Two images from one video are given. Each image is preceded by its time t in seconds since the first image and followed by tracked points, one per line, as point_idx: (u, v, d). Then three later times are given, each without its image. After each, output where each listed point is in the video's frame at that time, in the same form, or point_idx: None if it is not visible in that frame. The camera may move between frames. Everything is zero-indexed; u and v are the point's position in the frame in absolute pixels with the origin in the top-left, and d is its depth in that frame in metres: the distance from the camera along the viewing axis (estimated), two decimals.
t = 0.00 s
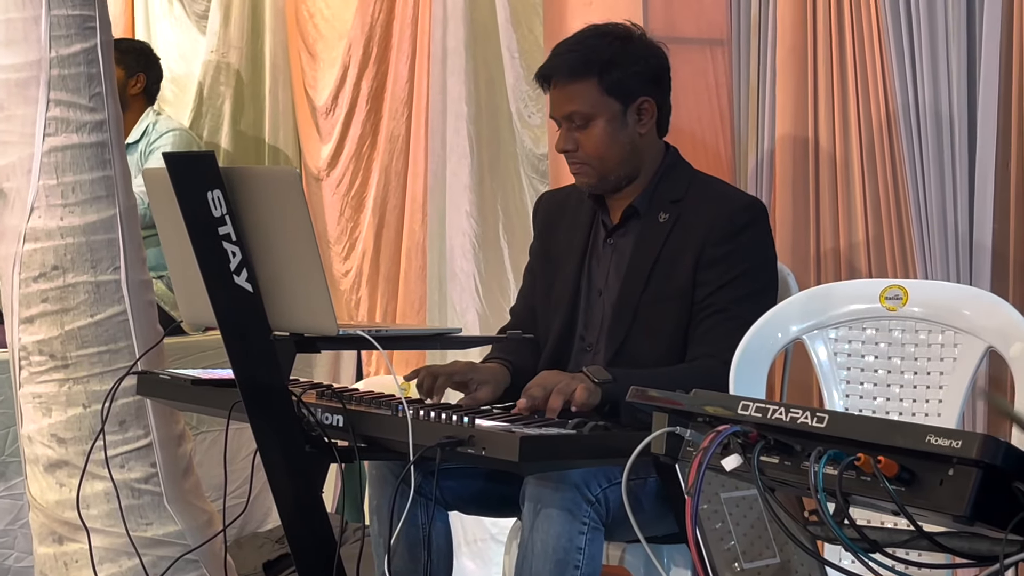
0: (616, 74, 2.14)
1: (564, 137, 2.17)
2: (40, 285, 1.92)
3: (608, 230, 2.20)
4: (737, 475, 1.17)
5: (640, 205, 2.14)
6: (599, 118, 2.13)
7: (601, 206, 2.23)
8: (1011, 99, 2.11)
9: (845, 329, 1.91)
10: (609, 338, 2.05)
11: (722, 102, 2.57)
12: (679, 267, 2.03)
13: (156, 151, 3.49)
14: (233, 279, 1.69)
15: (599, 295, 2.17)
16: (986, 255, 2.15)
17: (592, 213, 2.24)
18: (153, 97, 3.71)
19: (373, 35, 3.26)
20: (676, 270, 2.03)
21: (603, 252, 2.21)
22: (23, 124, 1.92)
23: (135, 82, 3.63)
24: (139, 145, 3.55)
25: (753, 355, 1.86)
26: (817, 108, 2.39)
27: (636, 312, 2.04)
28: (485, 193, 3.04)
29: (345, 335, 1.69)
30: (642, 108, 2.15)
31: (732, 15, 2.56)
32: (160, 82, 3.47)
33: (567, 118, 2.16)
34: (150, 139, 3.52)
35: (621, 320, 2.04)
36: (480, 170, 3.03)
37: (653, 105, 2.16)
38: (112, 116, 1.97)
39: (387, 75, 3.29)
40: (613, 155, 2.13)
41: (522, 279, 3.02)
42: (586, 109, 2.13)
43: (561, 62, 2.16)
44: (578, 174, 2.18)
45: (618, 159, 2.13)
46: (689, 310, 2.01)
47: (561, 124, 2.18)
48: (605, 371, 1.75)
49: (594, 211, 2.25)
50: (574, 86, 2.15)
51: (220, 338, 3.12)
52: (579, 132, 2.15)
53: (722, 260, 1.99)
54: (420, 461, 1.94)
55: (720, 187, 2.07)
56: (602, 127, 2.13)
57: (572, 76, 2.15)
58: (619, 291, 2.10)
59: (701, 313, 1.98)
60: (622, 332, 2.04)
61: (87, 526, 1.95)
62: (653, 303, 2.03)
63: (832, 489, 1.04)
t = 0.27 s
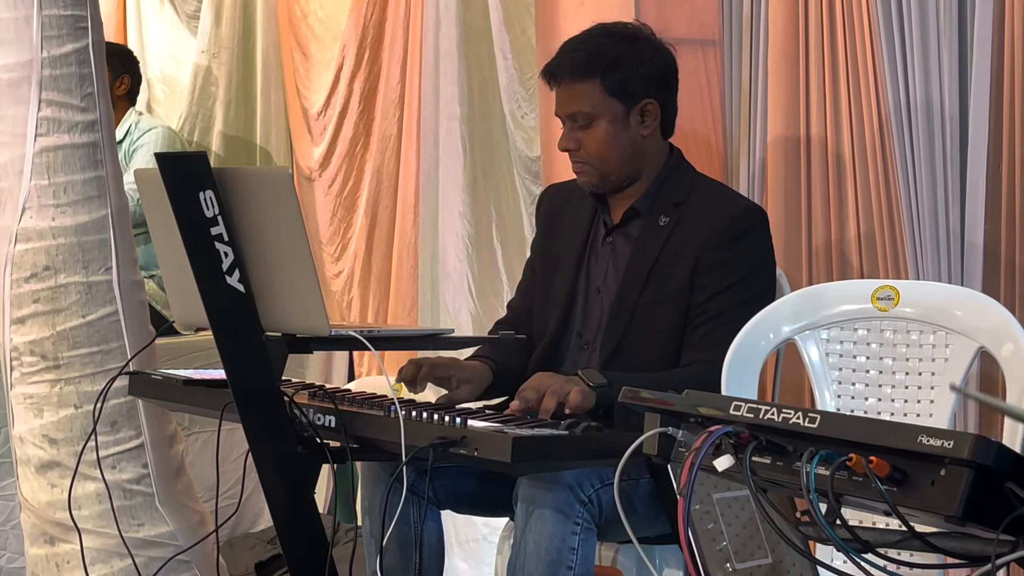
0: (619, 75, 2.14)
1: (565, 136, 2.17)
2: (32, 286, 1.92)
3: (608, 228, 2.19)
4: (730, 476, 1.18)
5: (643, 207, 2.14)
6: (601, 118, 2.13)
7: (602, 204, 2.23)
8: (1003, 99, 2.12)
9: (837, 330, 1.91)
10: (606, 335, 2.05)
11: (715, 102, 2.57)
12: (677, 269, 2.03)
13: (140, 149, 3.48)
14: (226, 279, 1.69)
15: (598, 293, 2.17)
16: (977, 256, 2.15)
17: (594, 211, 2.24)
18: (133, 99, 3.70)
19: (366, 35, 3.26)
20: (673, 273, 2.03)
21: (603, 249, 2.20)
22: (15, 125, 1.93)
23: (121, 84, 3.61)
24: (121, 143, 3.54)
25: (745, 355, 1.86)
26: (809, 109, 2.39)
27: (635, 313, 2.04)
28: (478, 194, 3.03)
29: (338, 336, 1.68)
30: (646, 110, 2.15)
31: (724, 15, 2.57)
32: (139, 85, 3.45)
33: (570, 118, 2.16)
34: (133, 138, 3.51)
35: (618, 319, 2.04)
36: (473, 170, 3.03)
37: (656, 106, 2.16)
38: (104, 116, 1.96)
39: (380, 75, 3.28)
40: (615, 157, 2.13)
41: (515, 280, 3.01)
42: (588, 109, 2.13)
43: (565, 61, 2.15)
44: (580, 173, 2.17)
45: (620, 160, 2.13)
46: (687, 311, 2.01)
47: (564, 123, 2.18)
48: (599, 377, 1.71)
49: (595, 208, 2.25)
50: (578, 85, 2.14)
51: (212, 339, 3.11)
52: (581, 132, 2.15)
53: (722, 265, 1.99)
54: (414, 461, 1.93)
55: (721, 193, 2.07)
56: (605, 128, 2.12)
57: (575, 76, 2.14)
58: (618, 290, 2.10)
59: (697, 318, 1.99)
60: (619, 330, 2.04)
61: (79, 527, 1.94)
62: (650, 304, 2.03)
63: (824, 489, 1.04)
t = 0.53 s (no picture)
0: (618, 77, 2.14)
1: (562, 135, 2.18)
2: (23, 285, 1.91)
3: (601, 229, 2.19)
4: (721, 476, 1.17)
5: (637, 209, 2.14)
6: (599, 119, 2.13)
7: (595, 204, 2.23)
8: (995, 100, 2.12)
9: (829, 330, 1.91)
10: (597, 339, 2.04)
11: (707, 102, 2.57)
12: (669, 273, 2.03)
13: (133, 149, 3.46)
14: (217, 279, 1.68)
15: (590, 293, 2.17)
16: (969, 257, 2.16)
17: (588, 211, 2.24)
18: (126, 99, 3.68)
19: (359, 35, 3.25)
20: (663, 280, 2.03)
21: (594, 250, 2.20)
22: (6, 124, 1.93)
23: (112, 82, 3.61)
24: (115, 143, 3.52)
25: (737, 355, 1.86)
26: (801, 109, 2.39)
27: (626, 316, 2.04)
28: (470, 195, 3.03)
29: (329, 336, 1.68)
30: (644, 112, 2.15)
31: (716, 16, 2.57)
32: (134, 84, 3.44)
33: (568, 117, 2.16)
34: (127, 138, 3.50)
35: (611, 320, 2.04)
36: (466, 171, 3.03)
37: (655, 109, 2.16)
38: (95, 116, 1.95)
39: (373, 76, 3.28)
40: (611, 158, 2.13)
41: (507, 280, 3.01)
42: (586, 110, 2.14)
43: (562, 63, 2.15)
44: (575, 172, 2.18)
45: (617, 161, 2.13)
46: (677, 317, 2.00)
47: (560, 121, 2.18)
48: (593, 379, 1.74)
49: (588, 210, 2.25)
50: (576, 86, 2.15)
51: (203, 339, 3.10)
52: (579, 131, 2.15)
53: (715, 270, 1.99)
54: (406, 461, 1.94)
55: (716, 198, 2.07)
56: (602, 129, 2.13)
57: (574, 77, 2.15)
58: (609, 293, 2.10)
59: (688, 323, 1.98)
60: (612, 331, 2.04)
61: (69, 527, 1.94)
62: (643, 305, 2.03)
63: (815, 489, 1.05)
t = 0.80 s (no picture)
0: (599, 75, 2.15)
1: (542, 124, 2.19)
2: (13, 286, 1.90)
3: (586, 230, 2.19)
4: (712, 477, 1.18)
5: (621, 210, 2.14)
6: (574, 113, 2.14)
7: (578, 202, 2.23)
8: (984, 101, 2.13)
9: (820, 331, 1.92)
10: (586, 340, 2.04)
11: (698, 103, 2.57)
12: (657, 272, 2.03)
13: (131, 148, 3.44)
14: (208, 280, 1.67)
15: (577, 294, 2.17)
16: (959, 257, 2.16)
17: (572, 212, 2.25)
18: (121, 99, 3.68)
19: (350, 36, 3.25)
20: (648, 284, 2.03)
21: (579, 251, 2.20)
22: None
23: (115, 78, 3.63)
24: (116, 141, 3.50)
25: (728, 356, 1.86)
26: (791, 110, 2.39)
27: (613, 318, 2.04)
28: (461, 196, 3.03)
29: (319, 336, 1.68)
30: (619, 116, 2.14)
31: (707, 17, 2.57)
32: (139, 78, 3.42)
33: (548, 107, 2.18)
34: (128, 134, 3.47)
35: (598, 321, 2.04)
36: (457, 171, 3.03)
37: (630, 113, 2.15)
38: (86, 117, 1.94)
39: (364, 76, 3.28)
40: (582, 154, 2.13)
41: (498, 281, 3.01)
42: (567, 102, 2.15)
43: (553, 53, 2.18)
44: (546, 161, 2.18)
45: (591, 159, 2.13)
46: (665, 322, 2.01)
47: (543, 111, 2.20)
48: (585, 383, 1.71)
49: (572, 211, 2.25)
50: (560, 77, 2.18)
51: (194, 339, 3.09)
52: (556, 123, 2.17)
53: (702, 271, 1.99)
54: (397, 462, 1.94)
55: (704, 199, 2.07)
56: (576, 123, 2.14)
57: (559, 72, 2.18)
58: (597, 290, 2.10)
59: (675, 324, 1.99)
60: (600, 331, 2.04)
61: (59, 528, 1.93)
62: (631, 310, 2.03)
63: (806, 490, 1.05)
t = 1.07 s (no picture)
0: (584, 76, 2.16)
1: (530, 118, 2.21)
2: (2, 287, 1.90)
3: (573, 231, 2.19)
4: (702, 477, 1.18)
5: (607, 210, 2.15)
6: (558, 113, 2.16)
7: (566, 204, 2.23)
8: (973, 102, 2.14)
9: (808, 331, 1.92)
10: (575, 339, 2.04)
11: (687, 104, 2.58)
12: (645, 271, 2.03)
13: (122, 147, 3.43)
14: (197, 281, 1.67)
15: (563, 295, 2.17)
16: (947, 257, 2.17)
17: (558, 214, 2.25)
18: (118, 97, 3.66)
19: (338, 36, 3.24)
20: (635, 283, 2.03)
21: (566, 251, 2.20)
22: None
23: (111, 78, 3.68)
24: (110, 140, 3.50)
25: (718, 357, 1.87)
26: (781, 110, 2.39)
27: (601, 317, 2.04)
28: (450, 196, 3.03)
29: (309, 337, 1.67)
30: (602, 121, 2.15)
31: (696, 18, 2.57)
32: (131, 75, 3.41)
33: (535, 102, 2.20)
34: (121, 129, 3.48)
35: (587, 321, 2.04)
36: (446, 172, 3.03)
37: (613, 118, 2.15)
38: (75, 118, 1.93)
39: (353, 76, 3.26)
40: (561, 154, 2.14)
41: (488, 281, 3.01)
42: (551, 100, 2.17)
43: (543, 49, 2.21)
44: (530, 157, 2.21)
45: (564, 158, 2.14)
46: (653, 320, 2.01)
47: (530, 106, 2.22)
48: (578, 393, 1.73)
49: (559, 212, 2.25)
50: (549, 74, 2.19)
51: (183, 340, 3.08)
52: (541, 118, 2.18)
53: (687, 270, 1.99)
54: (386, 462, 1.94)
55: (690, 197, 2.08)
56: (559, 122, 2.15)
57: (547, 68, 2.19)
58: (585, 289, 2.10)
59: (664, 322, 1.99)
60: (588, 331, 2.03)
61: (47, 530, 1.92)
62: (617, 311, 2.03)
63: (796, 490, 1.04)
